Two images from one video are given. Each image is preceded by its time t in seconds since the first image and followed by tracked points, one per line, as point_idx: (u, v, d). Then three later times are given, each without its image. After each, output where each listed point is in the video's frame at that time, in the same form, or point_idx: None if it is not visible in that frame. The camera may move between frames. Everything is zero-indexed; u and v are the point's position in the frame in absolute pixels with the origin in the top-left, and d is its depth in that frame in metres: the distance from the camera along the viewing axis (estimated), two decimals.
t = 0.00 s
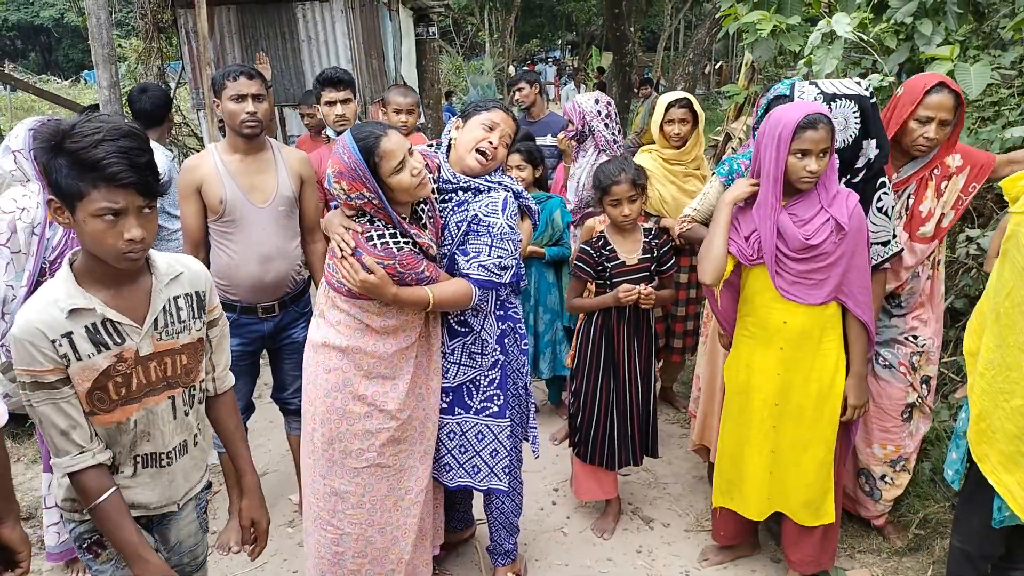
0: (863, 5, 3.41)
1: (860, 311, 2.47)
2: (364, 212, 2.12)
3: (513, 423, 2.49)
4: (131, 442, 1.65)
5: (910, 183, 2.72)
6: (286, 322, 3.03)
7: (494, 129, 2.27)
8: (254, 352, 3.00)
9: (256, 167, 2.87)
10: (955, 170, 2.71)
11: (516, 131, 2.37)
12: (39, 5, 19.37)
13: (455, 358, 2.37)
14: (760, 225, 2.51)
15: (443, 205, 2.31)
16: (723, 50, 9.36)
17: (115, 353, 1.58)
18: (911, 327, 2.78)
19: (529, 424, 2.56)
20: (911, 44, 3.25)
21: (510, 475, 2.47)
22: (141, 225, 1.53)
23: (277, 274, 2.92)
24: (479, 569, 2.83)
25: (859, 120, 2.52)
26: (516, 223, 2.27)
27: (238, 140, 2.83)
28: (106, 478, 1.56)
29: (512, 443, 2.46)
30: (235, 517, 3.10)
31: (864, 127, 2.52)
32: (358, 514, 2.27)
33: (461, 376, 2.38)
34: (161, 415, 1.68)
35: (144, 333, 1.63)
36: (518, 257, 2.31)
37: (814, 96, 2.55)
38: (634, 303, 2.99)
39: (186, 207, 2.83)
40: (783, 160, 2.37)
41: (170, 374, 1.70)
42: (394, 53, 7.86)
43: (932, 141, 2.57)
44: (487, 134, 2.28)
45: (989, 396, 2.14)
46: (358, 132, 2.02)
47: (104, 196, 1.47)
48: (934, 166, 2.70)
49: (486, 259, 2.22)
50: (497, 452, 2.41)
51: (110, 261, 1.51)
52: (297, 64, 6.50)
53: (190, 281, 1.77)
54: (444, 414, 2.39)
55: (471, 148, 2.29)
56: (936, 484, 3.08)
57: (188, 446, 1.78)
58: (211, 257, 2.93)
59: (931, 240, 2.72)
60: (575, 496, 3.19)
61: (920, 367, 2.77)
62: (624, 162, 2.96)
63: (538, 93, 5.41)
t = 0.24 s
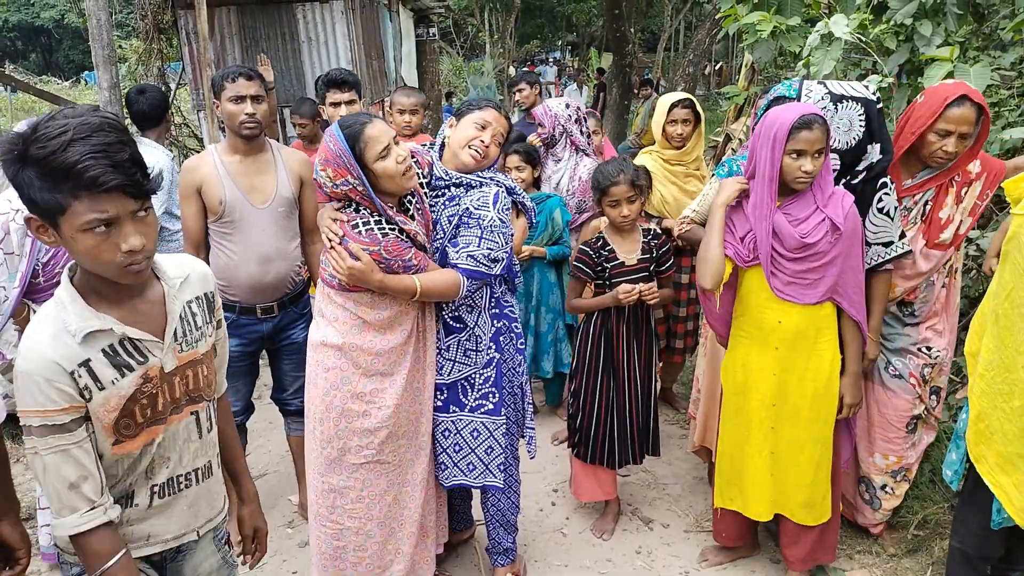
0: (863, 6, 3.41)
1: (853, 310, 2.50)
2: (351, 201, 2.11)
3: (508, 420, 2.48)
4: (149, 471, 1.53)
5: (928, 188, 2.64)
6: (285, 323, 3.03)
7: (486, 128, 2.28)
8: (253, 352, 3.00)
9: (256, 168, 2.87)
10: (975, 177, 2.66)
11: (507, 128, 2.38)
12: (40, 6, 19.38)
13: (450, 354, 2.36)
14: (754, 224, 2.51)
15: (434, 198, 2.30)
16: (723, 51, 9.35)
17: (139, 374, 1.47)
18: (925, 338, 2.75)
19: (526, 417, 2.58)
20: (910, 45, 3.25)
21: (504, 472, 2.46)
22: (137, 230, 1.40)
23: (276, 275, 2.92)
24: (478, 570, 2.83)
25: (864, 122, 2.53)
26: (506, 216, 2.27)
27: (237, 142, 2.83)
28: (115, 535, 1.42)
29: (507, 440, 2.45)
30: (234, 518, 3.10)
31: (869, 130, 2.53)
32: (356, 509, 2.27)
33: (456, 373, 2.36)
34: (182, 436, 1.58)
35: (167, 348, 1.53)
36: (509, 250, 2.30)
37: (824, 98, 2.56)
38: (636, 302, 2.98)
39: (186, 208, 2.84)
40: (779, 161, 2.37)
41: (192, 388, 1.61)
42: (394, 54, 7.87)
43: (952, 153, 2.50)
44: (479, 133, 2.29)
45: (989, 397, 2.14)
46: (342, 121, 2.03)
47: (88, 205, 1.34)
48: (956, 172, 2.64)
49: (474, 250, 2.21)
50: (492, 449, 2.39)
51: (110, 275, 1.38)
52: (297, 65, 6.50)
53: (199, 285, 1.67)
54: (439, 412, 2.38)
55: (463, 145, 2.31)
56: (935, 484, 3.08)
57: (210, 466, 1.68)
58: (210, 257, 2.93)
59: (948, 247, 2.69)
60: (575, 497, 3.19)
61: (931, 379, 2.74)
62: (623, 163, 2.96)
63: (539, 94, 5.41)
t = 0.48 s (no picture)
0: (863, 5, 3.41)
1: (849, 311, 2.50)
2: (338, 189, 2.11)
3: (506, 418, 2.47)
4: (143, 480, 1.41)
5: (950, 180, 2.61)
6: (285, 322, 3.03)
7: (475, 122, 2.24)
8: (252, 351, 3.00)
9: (254, 167, 2.87)
10: (999, 165, 2.61)
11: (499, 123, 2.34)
12: (39, 5, 19.34)
13: (447, 351, 2.34)
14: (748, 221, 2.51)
15: (428, 192, 2.32)
16: (724, 50, 9.33)
17: (127, 373, 1.33)
18: (949, 344, 2.72)
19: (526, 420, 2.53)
20: (910, 45, 3.25)
21: (502, 470, 2.45)
22: (147, 205, 1.28)
23: (275, 274, 2.92)
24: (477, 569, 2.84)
25: (867, 123, 2.52)
26: (499, 205, 2.26)
27: (236, 141, 2.83)
28: (67, 562, 1.27)
29: (505, 438, 2.44)
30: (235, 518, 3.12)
31: (873, 131, 2.53)
32: (369, 505, 2.28)
33: (453, 370, 2.34)
34: (177, 446, 1.45)
35: (162, 347, 1.39)
36: (503, 239, 2.29)
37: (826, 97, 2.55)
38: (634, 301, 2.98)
39: (186, 207, 2.85)
40: (776, 160, 2.38)
41: (193, 393, 1.48)
42: (394, 53, 7.86)
43: (966, 131, 2.47)
44: (469, 126, 2.25)
45: (987, 397, 2.14)
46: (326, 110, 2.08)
47: (94, 172, 1.21)
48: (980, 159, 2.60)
49: (465, 236, 2.19)
50: (489, 447, 2.38)
51: (114, 256, 1.26)
52: (297, 64, 6.49)
53: (210, 278, 1.54)
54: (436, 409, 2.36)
55: (453, 139, 2.27)
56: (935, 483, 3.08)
57: (216, 481, 1.56)
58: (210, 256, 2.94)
59: (976, 238, 2.63)
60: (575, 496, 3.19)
61: (948, 386, 2.71)
62: (621, 162, 2.97)
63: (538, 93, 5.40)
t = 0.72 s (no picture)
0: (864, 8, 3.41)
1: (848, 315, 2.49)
2: (333, 190, 2.08)
3: (507, 419, 2.49)
4: (133, 513, 1.25)
5: (971, 172, 2.56)
6: (285, 324, 3.03)
7: (471, 122, 2.24)
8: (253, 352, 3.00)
9: (255, 169, 2.87)
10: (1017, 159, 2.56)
11: (494, 123, 2.34)
12: (42, 7, 19.39)
13: (450, 352, 2.36)
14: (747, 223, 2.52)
15: (425, 195, 2.33)
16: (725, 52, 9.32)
17: (107, 393, 1.17)
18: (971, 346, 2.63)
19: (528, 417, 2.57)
20: (911, 47, 3.25)
21: (503, 471, 2.46)
22: (145, 204, 1.15)
23: (276, 275, 2.92)
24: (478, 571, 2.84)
25: (880, 125, 2.54)
26: (496, 206, 2.26)
27: (236, 142, 2.84)
28: None
29: (506, 440, 2.45)
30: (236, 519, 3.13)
31: (882, 132, 2.54)
32: (384, 510, 2.26)
33: (456, 372, 2.36)
34: (167, 477, 1.28)
35: (149, 365, 1.23)
36: (500, 239, 2.29)
37: (843, 100, 2.50)
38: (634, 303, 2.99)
39: (187, 209, 2.85)
40: (775, 163, 2.38)
41: (189, 418, 1.30)
42: (396, 54, 7.87)
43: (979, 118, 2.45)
44: (464, 127, 2.25)
45: (989, 400, 2.14)
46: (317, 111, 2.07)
47: (88, 164, 1.09)
48: (998, 153, 2.55)
49: (462, 236, 2.20)
50: (492, 449, 2.39)
51: (105, 260, 1.13)
52: (298, 65, 6.50)
53: (213, 290, 1.37)
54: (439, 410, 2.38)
55: (449, 140, 2.27)
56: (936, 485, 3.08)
57: (220, 516, 1.38)
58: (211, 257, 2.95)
59: (997, 235, 2.56)
60: (576, 499, 3.18)
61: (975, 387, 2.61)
62: (620, 164, 2.97)
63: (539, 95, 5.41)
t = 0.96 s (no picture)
0: (865, 7, 3.41)
1: (847, 314, 2.49)
2: (324, 196, 2.08)
3: (507, 420, 2.49)
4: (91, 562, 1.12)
5: (980, 170, 2.55)
6: (284, 323, 3.03)
7: (463, 124, 2.23)
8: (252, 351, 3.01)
9: (254, 168, 2.87)
10: None
11: (486, 123, 2.31)
12: (43, 5, 19.40)
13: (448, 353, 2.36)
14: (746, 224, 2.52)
15: (419, 198, 2.33)
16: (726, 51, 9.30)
17: (69, 425, 1.05)
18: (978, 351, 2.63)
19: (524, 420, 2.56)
20: (912, 47, 3.25)
21: (502, 472, 2.47)
22: (146, 199, 1.05)
23: (275, 275, 2.92)
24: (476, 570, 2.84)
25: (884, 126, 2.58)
26: (491, 207, 2.25)
27: (234, 142, 2.84)
28: None
29: (505, 441, 2.46)
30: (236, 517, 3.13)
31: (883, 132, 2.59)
32: (392, 518, 2.25)
33: (455, 372, 2.36)
34: (132, 527, 1.14)
35: (123, 399, 1.10)
36: (495, 241, 2.29)
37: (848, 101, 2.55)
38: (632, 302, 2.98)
39: (186, 208, 2.86)
40: (773, 163, 2.38)
41: (167, 463, 1.16)
42: (396, 53, 7.86)
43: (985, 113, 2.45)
44: (457, 129, 2.24)
45: (992, 402, 2.14)
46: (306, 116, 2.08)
47: (86, 152, 1.00)
48: (1004, 152, 2.53)
49: (458, 240, 2.18)
50: (490, 450, 2.41)
51: (100, 264, 1.03)
52: (299, 64, 6.50)
53: (211, 315, 1.23)
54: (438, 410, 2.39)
55: (442, 142, 2.25)
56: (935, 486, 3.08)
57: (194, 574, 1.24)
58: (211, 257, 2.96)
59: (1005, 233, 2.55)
60: (575, 498, 3.19)
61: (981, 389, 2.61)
62: (618, 164, 2.98)
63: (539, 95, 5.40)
